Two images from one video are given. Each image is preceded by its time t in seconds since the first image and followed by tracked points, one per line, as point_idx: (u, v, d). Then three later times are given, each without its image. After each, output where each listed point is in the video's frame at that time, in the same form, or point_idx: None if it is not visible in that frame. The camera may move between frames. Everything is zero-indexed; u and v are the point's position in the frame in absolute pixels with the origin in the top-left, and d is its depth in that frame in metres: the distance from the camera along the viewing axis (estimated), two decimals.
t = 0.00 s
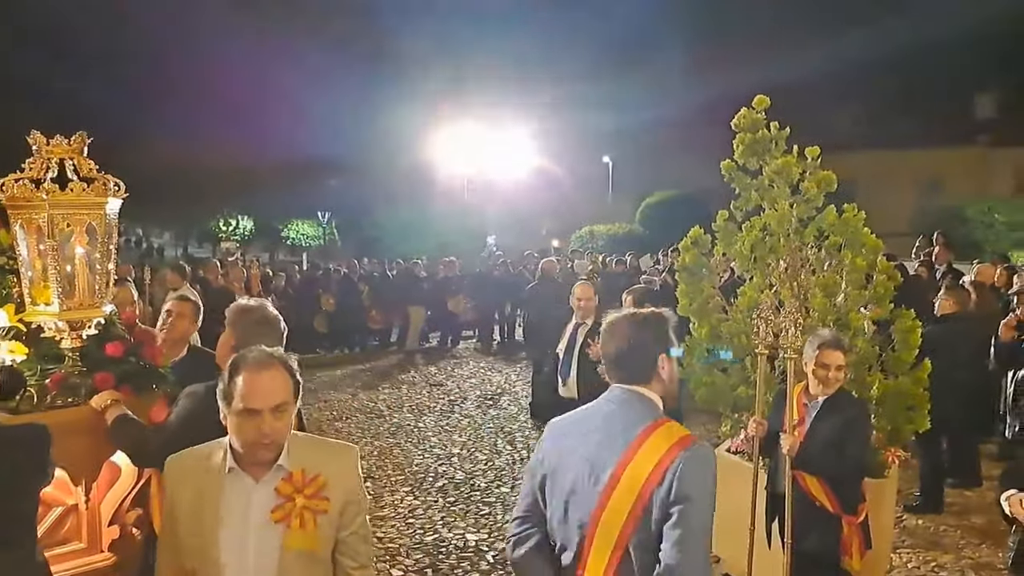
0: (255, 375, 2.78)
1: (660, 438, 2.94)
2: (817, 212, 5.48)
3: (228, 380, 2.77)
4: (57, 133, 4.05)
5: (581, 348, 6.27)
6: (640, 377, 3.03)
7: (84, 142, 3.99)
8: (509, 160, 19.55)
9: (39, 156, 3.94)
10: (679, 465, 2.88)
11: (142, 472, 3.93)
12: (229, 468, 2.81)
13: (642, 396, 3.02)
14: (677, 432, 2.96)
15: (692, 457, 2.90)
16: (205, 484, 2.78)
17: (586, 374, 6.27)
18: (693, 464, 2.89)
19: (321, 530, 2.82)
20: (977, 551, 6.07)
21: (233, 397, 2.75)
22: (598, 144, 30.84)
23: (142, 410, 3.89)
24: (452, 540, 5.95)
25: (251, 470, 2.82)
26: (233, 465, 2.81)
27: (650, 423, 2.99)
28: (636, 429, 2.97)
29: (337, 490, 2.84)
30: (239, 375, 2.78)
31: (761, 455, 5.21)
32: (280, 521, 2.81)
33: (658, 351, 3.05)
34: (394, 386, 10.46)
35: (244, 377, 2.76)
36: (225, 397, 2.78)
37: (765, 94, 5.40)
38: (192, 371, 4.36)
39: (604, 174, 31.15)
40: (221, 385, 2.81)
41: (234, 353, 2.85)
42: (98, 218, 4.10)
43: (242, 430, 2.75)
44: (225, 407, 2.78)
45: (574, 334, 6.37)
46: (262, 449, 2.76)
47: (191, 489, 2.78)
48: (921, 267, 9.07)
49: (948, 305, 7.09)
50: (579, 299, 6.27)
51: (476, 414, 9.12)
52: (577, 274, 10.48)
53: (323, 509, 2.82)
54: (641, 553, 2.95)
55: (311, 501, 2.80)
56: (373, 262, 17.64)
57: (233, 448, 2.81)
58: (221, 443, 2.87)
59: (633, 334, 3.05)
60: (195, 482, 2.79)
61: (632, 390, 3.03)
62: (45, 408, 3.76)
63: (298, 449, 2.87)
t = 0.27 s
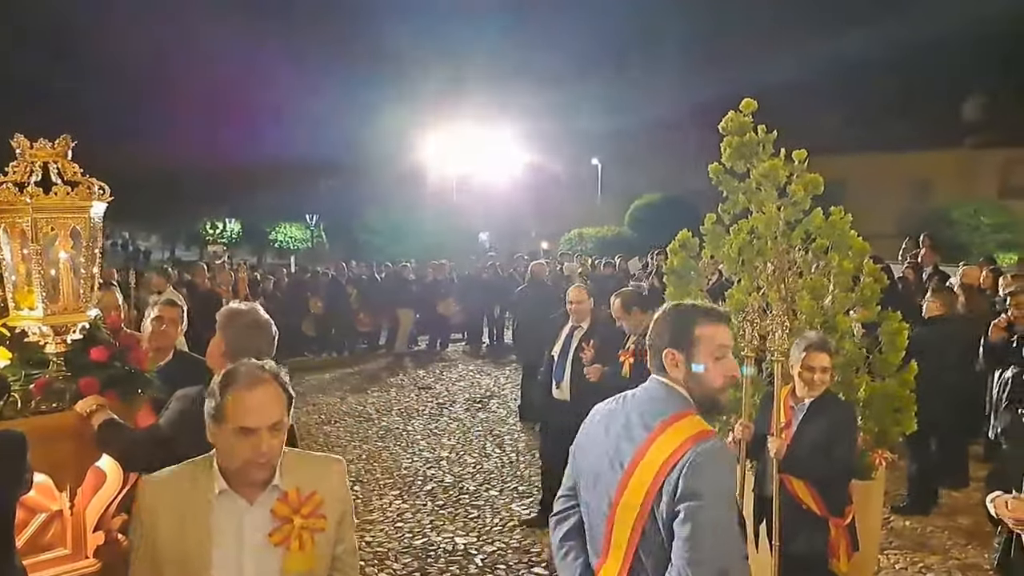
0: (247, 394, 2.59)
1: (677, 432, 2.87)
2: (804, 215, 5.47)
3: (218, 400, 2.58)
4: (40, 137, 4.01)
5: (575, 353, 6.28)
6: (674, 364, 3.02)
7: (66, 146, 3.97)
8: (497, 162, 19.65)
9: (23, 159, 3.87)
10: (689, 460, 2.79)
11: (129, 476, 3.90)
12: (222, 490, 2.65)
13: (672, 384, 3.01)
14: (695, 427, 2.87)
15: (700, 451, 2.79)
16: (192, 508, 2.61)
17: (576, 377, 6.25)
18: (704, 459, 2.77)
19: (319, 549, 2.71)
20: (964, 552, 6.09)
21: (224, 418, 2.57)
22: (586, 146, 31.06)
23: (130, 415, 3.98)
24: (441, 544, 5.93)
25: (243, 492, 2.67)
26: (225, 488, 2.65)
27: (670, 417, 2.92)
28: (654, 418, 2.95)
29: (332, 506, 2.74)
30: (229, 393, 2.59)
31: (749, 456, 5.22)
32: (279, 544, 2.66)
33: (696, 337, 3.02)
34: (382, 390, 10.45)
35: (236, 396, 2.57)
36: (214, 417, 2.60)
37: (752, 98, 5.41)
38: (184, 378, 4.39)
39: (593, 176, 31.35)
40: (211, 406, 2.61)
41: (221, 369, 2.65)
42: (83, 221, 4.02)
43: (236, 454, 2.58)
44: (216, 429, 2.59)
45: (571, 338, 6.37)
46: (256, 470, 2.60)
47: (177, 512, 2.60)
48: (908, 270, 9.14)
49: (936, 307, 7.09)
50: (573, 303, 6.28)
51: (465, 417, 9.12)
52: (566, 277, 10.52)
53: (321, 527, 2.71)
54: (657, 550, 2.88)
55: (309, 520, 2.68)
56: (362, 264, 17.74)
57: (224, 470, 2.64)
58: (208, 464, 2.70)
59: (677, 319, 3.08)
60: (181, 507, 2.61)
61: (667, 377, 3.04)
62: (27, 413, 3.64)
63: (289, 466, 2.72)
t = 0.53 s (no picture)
0: (293, 426, 2.33)
1: (687, 468, 2.69)
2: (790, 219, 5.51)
3: (261, 431, 2.31)
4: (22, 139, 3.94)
5: (564, 357, 6.26)
6: (718, 388, 2.82)
7: (51, 149, 3.93)
8: (485, 163, 19.65)
9: (5, 161, 3.81)
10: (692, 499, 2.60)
11: (114, 482, 3.87)
12: (259, 529, 2.41)
13: (709, 410, 2.81)
14: (711, 460, 2.66)
15: (714, 490, 2.58)
16: (224, 546, 2.38)
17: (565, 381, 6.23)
18: (709, 499, 2.57)
19: None
20: (949, 553, 6.14)
21: (266, 453, 2.30)
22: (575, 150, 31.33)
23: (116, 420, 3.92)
24: (429, 548, 5.91)
25: (282, 530, 2.43)
26: (263, 525, 2.41)
27: (686, 449, 2.73)
28: (669, 447, 2.80)
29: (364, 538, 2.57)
30: (272, 425, 2.32)
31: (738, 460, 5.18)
32: None
33: (745, 362, 2.78)
34: (371, 392, 10.44)
35: (282, 430, 2.31)
36: (254, 449, 2.33)
37: (739, 102, 5.43)
38: (167, 383, 4.36)
39: (582, 179, 31.64)
40: (250, 438, 2.34)
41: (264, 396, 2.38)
42: (67, 225, 3.99)
43: (277, 492, 2.32)
44: (256, 465, 2.32)
45: (559, 341, 6.35)
46: (298, 510, 2.36)
47: (207, 551, 2.37)
48: (894, 272, 9.19)
49: (926, 309, 7.13)
50: (559, 306, 6.26)
51: (454, 420, 9.09)
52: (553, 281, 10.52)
53: (354, 567, 2.53)
54: None
55: (344, 559, 2.49)
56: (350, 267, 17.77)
57: (262, 507, 2.39)
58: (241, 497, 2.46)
59: (726, 339, 2.84)
60: (214, 547, 2.38)
61: (710, 402, 2.84)
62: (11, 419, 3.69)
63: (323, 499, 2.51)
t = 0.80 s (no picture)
0: (342, 418, 2.08)
1: (700, 460, 2.46)
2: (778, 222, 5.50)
3: (305, 422, 2.05)
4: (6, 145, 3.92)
5: (551, 361, 6.26)
6: (758, 395, 2.46)
7: (34, 153, 3.89)
8: (473, 167, 19.70)
9: None
10: (694, 500, 2.40)
11: (98, 489, 3.86)
12: (295, 525, 2.18)
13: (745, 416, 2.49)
14: (730, 464, 2.42)
15: (709, 499, 2.37)
16: (254, 545, 2.16)
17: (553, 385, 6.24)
18: (710, 507, 2.37)
19: None
20: (935, 555, 6.17)
21: (309, 448, 2.05)
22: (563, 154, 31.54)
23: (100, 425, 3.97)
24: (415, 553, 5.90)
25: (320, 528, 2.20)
26: (297, 522, 2.18)
27: (710, 445, 2.48)
28: (692, 440, 2.55)
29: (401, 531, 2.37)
30: (318, 417, 2.06)
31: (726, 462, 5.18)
32: None
33: (795, 366, 2.39)
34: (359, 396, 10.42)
35: (330, 423, 2.05)
36: (295, 443, 2.07)
37: (726, 106, 5.46)
38: (151, 390, 4.34)
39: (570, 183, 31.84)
40: (293, 431, 2.08)
41: (310, 382, 2.12)
42: (50, 230, 3.88)
43: (319, 492, 2.07)
44: (298, 460, 2.07)
45: (546, 346, 6.36)
46: (342, 509, 2.10)
47: (227, 553, 2.15)
48: (880, 276, 9.26)
49: (916, 311, 7.24)
50: (545, 310, 6.24)
51: (442, 424, 9.08)
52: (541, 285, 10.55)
53: (394, 564, 2.32)
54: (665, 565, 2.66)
55: (384, 556, 2.29)
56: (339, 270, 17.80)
57: (300, 504, 2.15)
58: (275, 493, 2.21)
59: (775, 338, 2.47)
60: (238, 548, 2.15)
61: (750, 408, 2.50)
62: None
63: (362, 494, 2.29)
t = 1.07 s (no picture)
0: (348, 444, 1.92)
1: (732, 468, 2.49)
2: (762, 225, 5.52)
3: (308, 455, 1.91)
4: None
5: (535, 363, 6.26)
6: (810, 409, 2.41)
7: (14, 155, 3.85)
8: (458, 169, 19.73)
9: None
10: (720, 513, 2.41)
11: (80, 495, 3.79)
12: (304, 573, 1.99)
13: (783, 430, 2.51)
14: (762, 481, 2.43)
15: (728, 504, 2.42)
16: None
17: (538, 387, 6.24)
18: (736, 522, 2.38)
19: None
20: (918, 556, 6.20)
21: (316, 481, 1.90)
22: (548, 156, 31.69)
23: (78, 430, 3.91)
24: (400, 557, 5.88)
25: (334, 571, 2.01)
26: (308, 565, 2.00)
27: (749, 455, 2.50)
28: (733, 445, 2.58)
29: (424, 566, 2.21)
30: (322, 447, 1.91)
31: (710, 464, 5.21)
32: None
33: (857, 385, 2.35)
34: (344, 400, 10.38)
35: (336, 451, 1.90)
36: (299, 477, 1.93)
37: (710, 110, 5.48)
38: (133, 394, 4.31)
39: (556, 185, 32.01)
40: (296, 465, 1.93)
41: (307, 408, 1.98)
42: (29, 232, 3.77)
43: (331, 530, 1.91)
44: (303, 498, 1.92)
45: (531, 349, 6.35)
46: (358, 547, 1.94)
47: None
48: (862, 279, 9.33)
49: (901, 312, 7.27)
50: (529, 314, 6.24)
51: (427, 427, 9.05)
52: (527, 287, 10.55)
53: None
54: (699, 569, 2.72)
55: None
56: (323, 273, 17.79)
57: (310, 547, 1.97)
58: (283, 535, 2.05)
59: (834, 352, 2.42)
60: None
61: (796, 422, 2.47)
62: None
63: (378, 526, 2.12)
